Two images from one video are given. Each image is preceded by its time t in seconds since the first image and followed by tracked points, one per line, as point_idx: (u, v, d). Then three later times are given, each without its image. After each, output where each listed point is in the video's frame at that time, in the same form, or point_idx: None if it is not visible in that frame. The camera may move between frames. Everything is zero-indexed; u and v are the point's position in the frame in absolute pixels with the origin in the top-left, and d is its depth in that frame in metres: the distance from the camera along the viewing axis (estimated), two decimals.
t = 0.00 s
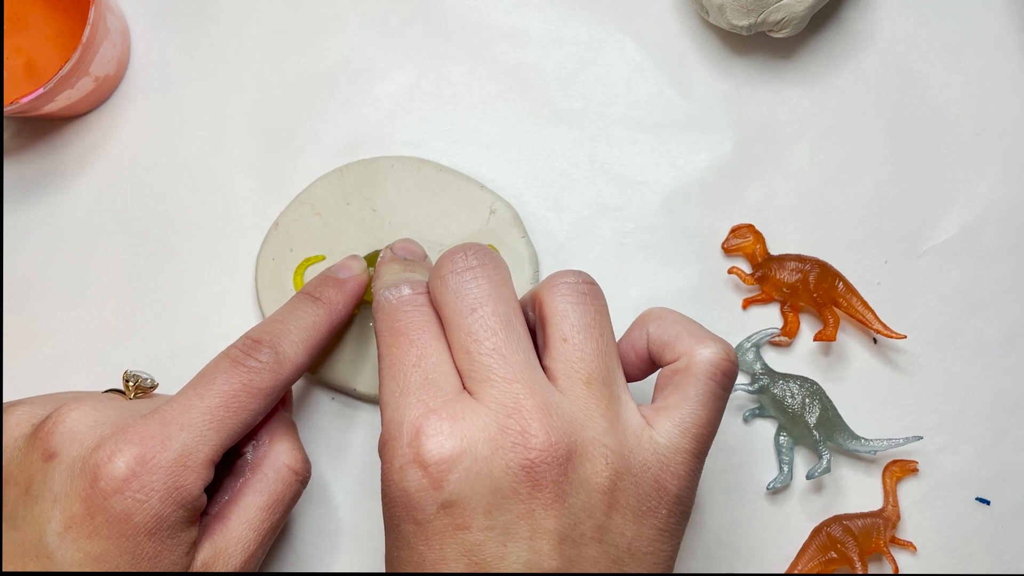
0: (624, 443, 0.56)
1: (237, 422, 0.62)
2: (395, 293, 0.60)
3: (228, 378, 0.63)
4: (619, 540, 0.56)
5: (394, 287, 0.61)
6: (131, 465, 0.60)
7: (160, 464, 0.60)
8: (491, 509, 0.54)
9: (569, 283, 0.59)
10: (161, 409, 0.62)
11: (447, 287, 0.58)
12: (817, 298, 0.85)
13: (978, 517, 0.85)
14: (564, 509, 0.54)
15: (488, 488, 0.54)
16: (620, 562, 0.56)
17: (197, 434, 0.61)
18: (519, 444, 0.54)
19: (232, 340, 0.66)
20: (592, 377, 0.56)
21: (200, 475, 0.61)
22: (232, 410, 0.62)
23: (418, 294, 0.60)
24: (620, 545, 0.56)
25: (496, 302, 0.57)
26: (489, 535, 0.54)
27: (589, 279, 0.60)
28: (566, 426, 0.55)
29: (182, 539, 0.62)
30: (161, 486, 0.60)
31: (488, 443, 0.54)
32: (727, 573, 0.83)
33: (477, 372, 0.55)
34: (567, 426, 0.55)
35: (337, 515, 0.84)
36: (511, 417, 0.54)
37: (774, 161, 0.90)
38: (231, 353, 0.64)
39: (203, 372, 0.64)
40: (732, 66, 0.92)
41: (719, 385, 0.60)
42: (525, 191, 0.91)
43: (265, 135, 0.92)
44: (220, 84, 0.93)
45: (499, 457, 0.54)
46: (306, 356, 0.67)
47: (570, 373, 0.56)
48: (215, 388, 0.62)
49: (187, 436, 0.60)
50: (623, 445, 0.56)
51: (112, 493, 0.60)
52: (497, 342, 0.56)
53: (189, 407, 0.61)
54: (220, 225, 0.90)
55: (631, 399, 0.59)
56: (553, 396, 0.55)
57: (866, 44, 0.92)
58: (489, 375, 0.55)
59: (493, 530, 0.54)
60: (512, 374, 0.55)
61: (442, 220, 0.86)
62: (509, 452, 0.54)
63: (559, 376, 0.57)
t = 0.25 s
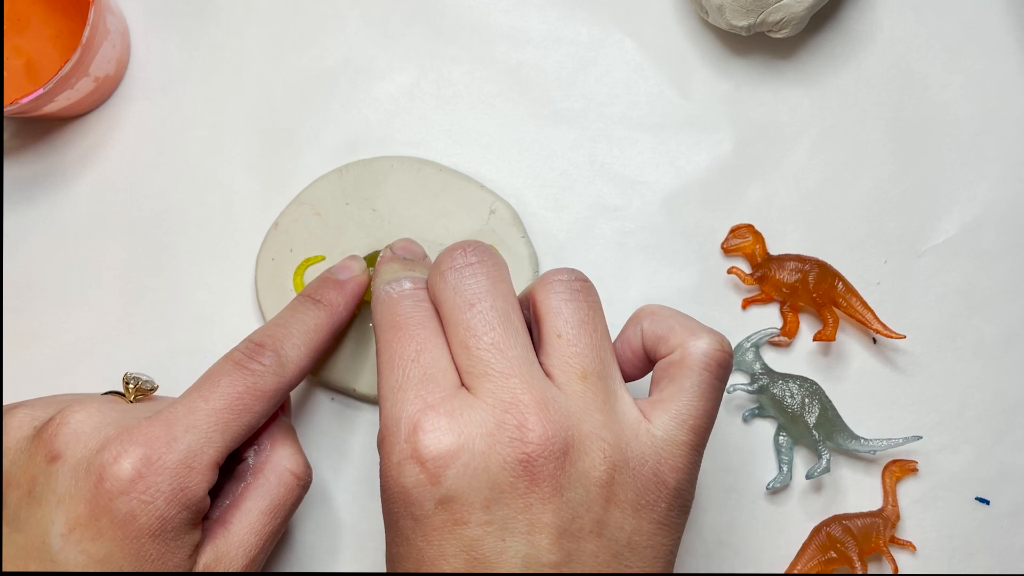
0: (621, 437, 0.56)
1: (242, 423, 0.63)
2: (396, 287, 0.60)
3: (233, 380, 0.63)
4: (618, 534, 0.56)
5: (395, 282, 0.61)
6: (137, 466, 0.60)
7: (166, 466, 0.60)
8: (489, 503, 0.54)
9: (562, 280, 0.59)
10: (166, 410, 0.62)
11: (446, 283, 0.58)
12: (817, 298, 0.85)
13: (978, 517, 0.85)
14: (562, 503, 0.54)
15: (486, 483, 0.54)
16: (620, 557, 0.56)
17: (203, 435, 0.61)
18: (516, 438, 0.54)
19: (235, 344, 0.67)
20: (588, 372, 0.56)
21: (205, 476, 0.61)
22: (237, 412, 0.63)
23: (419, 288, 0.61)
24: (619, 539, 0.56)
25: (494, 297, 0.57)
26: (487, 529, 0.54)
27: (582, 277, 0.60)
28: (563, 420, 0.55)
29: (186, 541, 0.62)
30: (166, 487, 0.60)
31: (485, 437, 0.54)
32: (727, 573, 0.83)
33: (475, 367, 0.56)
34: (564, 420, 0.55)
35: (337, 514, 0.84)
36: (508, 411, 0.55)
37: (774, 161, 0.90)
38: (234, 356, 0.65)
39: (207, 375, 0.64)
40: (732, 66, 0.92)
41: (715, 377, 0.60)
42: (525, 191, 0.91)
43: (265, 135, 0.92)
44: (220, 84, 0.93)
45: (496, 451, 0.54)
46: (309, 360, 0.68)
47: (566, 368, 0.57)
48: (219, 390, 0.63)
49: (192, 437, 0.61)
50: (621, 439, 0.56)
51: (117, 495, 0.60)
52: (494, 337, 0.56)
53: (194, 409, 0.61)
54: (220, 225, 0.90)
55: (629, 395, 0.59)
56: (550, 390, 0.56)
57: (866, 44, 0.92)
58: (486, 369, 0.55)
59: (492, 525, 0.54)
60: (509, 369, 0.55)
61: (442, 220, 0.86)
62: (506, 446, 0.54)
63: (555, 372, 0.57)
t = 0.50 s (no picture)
0: (618, 426, 0.56)
1: (245, 426, 0.63)
2: (393, 281, 0.61)
3: (236, 383, 0.63)
4: (617, 524, 0.56)
5: (393, 276, 0.62)
6: (141, 468, 0.60)
7: (171, 468, 0.60)
8: (486, 493, 0.54)
9: (554, 277, 0.60)
10: (170, 412, 0.62)
11: (442, 275, 0.58)
12: (816, 298, 0.85)
13: (978, 517, 0.85)
14: (559, 492, 0.54)
15: (482, 473, 0.54)
16: (619, 548, 0.56)
17: (207, 437, 0.61)
18: (513, 427, 0.54)
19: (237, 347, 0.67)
20: (582, 362, 0.57)
21: (208, 479, 0.61)
22: (240, 414, 0.63)
23: (416, 280, 0.61)
24: (618, 530, 0.56)
25: (491, 289, 0.57)
26: (484, 519, 0.54)
27: (575, 274, 0.61)
28: (560, 409, 0.55)
29: (188, 544, 0.62)
30: (170, 489, 0.60)
31: (482, 427, 0.54)
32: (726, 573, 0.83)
33: (471, 358, 0.56)
34: (561, 409, 0.55)
35: (337, 514, 0.84)
36: (505, 401, 0.55)
37: (774, 161, 0.90)
38: (236, 359, 0.65)
39: (209, 378, 0.64)
40: (732, 66, 0.92)
41: (708, 363, 0.61)
42: (525, 191, 0.91)
43: (265, 135, 0.92)
44: (221, 84, 0.93)
45: (493, 440, 0.54)
46: (310, 361, 0.68)
47: (561, 359, 0.57)
48: (222, 394, 0.63)
49: (196, 440, 0.61)
50: (619, 429, 0.56)
51: (121, 498, 0.60)
52: (491, 328, 0.56)
53: (198, 412, 0.61)
54: (220, 225, 0.90)
55: (624, 386, 0.59)
56: (547, 380, 0.56)
57: (866, 44, 0.92)
58: (483, 360, 0.56)
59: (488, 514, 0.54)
60: (506, 359, 0.55)
61: (442, 220, 0.86)
62: (503, 435, 0.54)
63: (551, 363, 0.57)
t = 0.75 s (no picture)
0: (615, 415, 0.56)
1: (255, 430, 0.63)
2: (389, 277, 0.61)
3: (244, 386, 0.63)
4: (618, 513, 0.56)
5: (389, 273, 0.62)
6: (153, 473, 0.60)
7: (181, 473, 0.60)
8: (483, 485, 0.54)
9: (547, 272, 0.60)
10: (179, 416, 0.62)
11: (437, 270, 0.59)
12: (817, 298, 0.85)
13: (978, 517, 0.85)
14: (557, 482, 0.54)
15: (479, 464, 0.54)
16: (620, 537, 0.55)
17: (217, 441, 0.61)
18: (509, 418, 0.54)
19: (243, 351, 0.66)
20: (576, 352, 0.57)
21: (219, 483, 0.61)
22: (250, 418, 0.63)
23: (412, 276, 0.61)
24: (619, 519, 0.56)
25: (484, 282, 0.57)
26: (482, 511, 0.54)
27: (565, 270, 0.61)
28: (556, 399, 0.55)
29: (198, 549, 0.62)
30: (181, 494, 0.60)
31: (477, 418, 0.54)
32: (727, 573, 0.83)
33: (467, 350, 0.56)
34: (556, 399, 0.55)
35: (338, 514, 0.84)
36: (500, 392, 0.55)
37: (774, 161, 0.90)
38: (243, 363, 0.65)
39: (216, 382, 0.64)
40: (732, 66, 0.92)
41: (697, 345, 0.61)
42: (525, 191, 0.91)
43: (265, 135, 0.92)
44: (221, 84, 0.93)
45: (488, 431, 0.54)
46: (315, 363, 0.68)
47: (555, 351, 0.57)
48: (230, 398, 0.62)
49: (206, 444, 0.61)
50: (615, 417, 0.56)
51: (132, 503, 0.60)
52: (486, 320, 0.56)
53: (208, 416, 0.61)
54: (220, 225, 0.90)
55: (618, 375, 0.59)
56: (542, 370, 0.56)
57: (866, 44, 0.92)
58: (478, 351, 0.56)
59: (486, 505, 0.54)
60: (501, 350, 0.55)
61: (442, 220, 0.86)
62: (499, 426, 0.54)
63: (545, 355, 0.57)
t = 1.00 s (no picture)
0: (612, 416, 0.56)
1: (256, 432, 0.63)
2: (386, 278, 0.61)
3: (244, 389, 0.63)
4: (616, 514, 0.55)
5: (387, 274, 0.62)
6: (154, 475, 0.60)
7: (184, 475, 0.60)
8: (479, 486, 0.54)
9: (544, 274, 0.60)
10: (181, 418, 0.62)
11: (434, 272, 0.59)
12: (817, 298, 0.85)
13: (978, 517, 0.85)
14: (554, 483, 0.54)
15: (475, 466, 0.54)
16: (617, 538, 0.55)
17: (218, 443, 0.61)
18: (505, 419, 0.54)
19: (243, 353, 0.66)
20: (573, 353, 0.57)
21: (220, 484, 0.61)
22: (250, 420, 0.63)
23: (409, 278, 0.61)
24: (616, 519, 0.55)
25: (481, 283, 0.57)
26: (478, 512, 0.54)
27: (563, 271, 0.62)
28: (552, 401, 0.55)
29: (198, 550, 0.62)
30: (182, 495, 0.60)
31: (474, 420, 0.54)
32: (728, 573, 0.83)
33: (463, 351, 0.56)
34: (553, 401, 0.55)
35: (338, 515, 0.84)
36: (497, 393, 0.55)
37: (774, 161, 0.90)
38: (244, 364, 0.65)
39: (217, 384, 0.64)
40: (732, 66, 0.92)
41: (692, 344, 0.61)
42: (525, 191, 0.91)
43: (265, 135, 0.92)
44: (221, 84, 0.93)
45: (485, 432, 0.54)
46: (315, 365, 0.68)
47: (552, 352, 0.57)
48: (231, 400, 0.63)
49: (208, 446, 0.61)
50: (612, 418, 0.56)
51: (133, 504, 0.60)
52: (483, 321, 0.56)
53: (209, 417, 0.61)
54: (220, 225, 0.90)
55: (614, 375, 0.59)
56: (538, 372, 0.56)
57: (866, 44, 0.92)
58: (474, 352, 0.56)
59: (483, 507, 0.54)
60: (497, 352, 0.55)
61: (443, 220, 0.86)
62: (495, 427, 0.54)
63: (542, 356, 0.57)
